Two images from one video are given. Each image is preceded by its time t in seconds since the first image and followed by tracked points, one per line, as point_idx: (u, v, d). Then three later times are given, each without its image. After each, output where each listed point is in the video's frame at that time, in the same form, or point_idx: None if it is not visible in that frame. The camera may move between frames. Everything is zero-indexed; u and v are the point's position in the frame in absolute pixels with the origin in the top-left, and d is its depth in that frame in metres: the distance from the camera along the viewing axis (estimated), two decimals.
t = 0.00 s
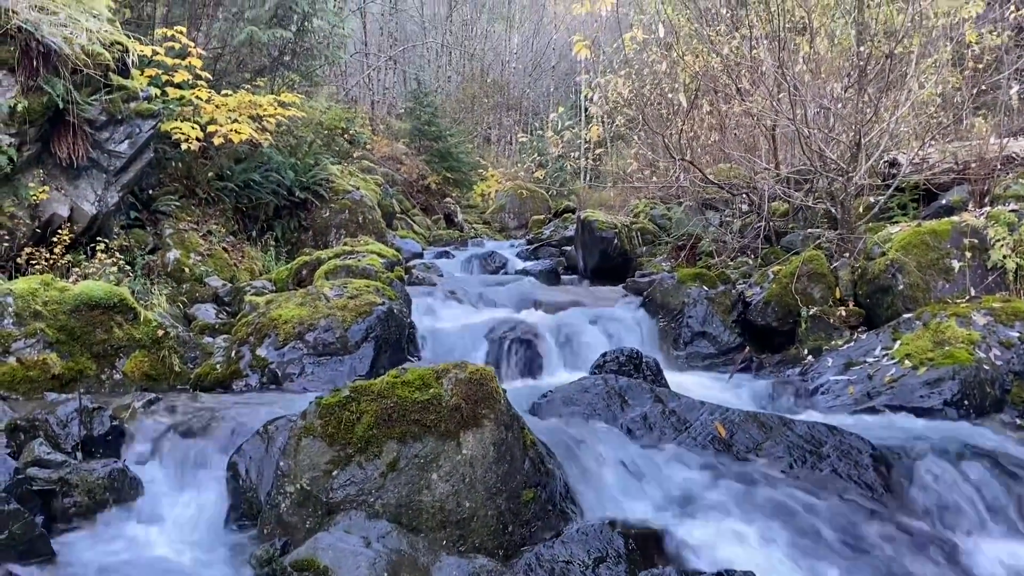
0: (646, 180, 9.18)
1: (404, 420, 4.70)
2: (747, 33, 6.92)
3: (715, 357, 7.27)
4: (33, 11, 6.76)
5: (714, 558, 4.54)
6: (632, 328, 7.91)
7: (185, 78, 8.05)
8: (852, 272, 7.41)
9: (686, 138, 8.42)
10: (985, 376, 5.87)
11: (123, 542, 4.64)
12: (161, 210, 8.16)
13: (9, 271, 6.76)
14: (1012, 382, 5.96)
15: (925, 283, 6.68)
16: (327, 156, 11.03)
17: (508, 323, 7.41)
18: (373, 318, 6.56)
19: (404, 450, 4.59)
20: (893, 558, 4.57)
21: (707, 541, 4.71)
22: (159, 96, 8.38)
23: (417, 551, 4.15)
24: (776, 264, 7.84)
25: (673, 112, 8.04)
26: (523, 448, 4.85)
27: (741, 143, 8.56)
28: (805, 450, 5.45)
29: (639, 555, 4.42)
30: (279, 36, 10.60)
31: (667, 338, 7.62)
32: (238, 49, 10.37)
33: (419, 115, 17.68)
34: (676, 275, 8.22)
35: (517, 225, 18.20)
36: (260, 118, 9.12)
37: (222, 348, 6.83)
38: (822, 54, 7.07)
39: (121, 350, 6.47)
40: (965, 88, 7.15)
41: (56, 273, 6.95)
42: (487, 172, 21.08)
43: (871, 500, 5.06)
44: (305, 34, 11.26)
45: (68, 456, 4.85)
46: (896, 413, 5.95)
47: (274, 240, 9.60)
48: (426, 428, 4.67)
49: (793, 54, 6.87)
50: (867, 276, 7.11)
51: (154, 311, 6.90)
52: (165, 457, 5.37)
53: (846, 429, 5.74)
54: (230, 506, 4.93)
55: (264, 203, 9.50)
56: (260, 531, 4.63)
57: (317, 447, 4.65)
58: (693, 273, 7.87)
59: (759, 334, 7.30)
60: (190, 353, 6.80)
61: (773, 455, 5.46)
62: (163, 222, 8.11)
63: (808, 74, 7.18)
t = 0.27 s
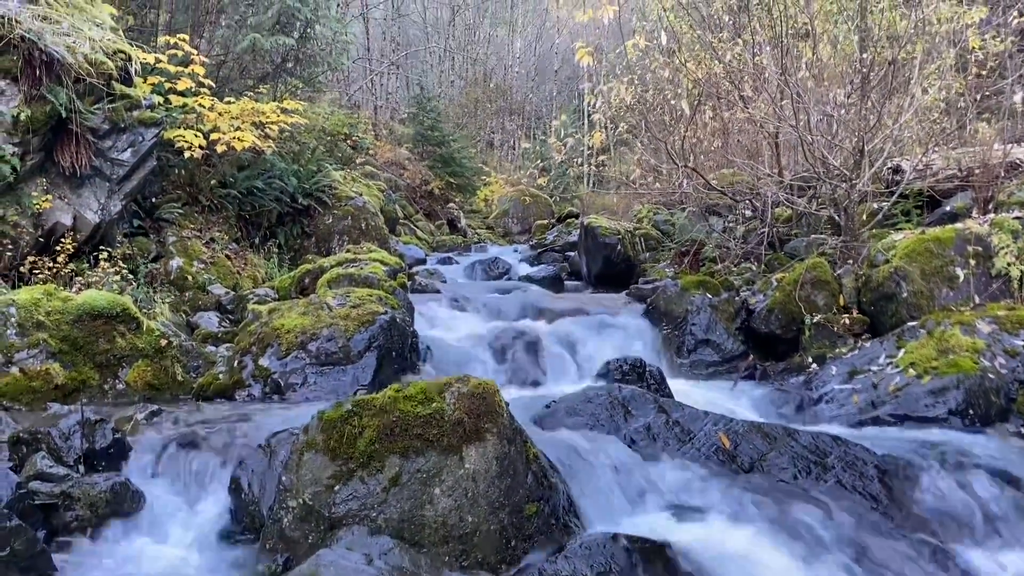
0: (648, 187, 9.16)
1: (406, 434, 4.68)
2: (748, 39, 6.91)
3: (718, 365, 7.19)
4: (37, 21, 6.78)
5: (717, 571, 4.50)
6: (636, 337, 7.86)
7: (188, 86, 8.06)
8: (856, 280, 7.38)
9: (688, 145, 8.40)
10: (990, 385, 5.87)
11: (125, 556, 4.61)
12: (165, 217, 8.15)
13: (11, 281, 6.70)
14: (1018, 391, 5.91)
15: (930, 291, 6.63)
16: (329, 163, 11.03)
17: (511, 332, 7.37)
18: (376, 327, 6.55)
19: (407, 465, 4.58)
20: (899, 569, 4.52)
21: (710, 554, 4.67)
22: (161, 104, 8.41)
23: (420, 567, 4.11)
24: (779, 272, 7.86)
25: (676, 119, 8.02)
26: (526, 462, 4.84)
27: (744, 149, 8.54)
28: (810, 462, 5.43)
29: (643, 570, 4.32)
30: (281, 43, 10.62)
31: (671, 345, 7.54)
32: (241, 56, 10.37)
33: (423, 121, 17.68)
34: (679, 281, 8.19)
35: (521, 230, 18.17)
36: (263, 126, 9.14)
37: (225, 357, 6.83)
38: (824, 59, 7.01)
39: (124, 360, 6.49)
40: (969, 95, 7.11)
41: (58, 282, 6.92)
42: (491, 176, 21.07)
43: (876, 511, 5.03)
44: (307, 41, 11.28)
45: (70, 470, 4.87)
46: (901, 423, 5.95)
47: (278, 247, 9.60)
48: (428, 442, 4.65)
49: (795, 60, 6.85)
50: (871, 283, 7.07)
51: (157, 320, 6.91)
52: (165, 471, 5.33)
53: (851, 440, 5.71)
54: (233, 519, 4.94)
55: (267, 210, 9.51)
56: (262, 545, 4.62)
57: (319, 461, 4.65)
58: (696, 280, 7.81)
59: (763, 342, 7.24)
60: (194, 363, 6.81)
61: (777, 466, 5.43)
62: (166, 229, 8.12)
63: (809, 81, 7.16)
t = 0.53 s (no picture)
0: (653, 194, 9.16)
1: (411, 453, 4.69)
2: (754, 47, 6.87)
3: (722, 374, 7.19)
4: (42, 31, 6.57)
5: None
6: (640, 348, 7.82)
7: (192, 92, 7.94)
8: (860, 288, 7.38)
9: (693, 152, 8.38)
10: (994, 396, 5.85)
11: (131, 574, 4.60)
12: (169, 225, 8.12)
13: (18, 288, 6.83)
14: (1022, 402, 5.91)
15: (934, 300, 6.65)
16: (334, 168, 11.04)
17: (514, 342, 7.34)
18: (381, 338, 6.57)
19: (411, 484, 4.57)
20: None
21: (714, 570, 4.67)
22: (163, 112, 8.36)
23: None
24: (783, 281, 7.84)
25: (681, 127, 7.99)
26: (530, 480, 4.83)
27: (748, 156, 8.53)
28: (815, 475, 5.42)
29: None
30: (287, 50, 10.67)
31: (675, 353, 7.52)
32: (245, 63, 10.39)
33: (425, 125, 17.68)
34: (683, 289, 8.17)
35: (524, 234, 18.16)
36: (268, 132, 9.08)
37: (230, 367, 6.81)
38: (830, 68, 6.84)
39: (129, 370, 6.49)
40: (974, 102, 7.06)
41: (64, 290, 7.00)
42: (494, 180, 21.08)
43: (881, 524, 5.02)
44: (311, 47, 11.23)
45: (76, 487, 4.89)
46: (905, 434, 5.91)
47: (282, 253, 9.60)
48: (433, 461, 4.64)
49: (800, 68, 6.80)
50: (875, 292, 7.04)
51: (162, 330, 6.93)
52: (171, 486, 5.32)
53: (855, 452, 5.71)
54: (238, 536, 4.93)
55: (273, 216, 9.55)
56: (268, 564, 4.62)
57: (325, 480, 4.66)
58: (700, 289, 7.79)
59: (767, 351, 7.20)
60: (199, 373, 6.82)
61: (782, 480, 5.42)
62: (171, 236, 8.12)
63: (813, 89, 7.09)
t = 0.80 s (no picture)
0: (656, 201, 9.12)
1: (415, 478, 4.65)
2: (757, 57, 6.81)
3: (726, 386, 7.13)
4: (46, 43, 6.70)
5: None
6: (642, 356, 7.78)
7: (195, 101, 7.87)
8: (864, 299, 7.31)
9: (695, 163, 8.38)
10: (1000, 411, 5.79)
11: None
12: (172, 234, 8.11)
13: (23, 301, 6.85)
14: None
15: (939, 312, 6.59)
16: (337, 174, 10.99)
17: (517, 355, 7.32)
18: (384, 352, 6.53)
19: (415, 509, 4.53)
20: None
21: None
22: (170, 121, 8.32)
23: None
24: (788, 291, 7.74)
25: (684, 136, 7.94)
26: (535, 503, 4.78)
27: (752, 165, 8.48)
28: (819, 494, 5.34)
29: None
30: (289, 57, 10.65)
31: (679, 364, 7.44)
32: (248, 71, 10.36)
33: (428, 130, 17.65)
34: (686, 300, 8.10)
35: (527, 237, 18.09)
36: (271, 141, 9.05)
37: (233, 380, 6.76)
38: (832, 74, 6.87)
39: (133, 385, 6.49)
40: (977, 110, 7.08)
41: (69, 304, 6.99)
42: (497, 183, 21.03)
43: (886, 544, 4.96)
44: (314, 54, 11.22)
45: (82, 510, 4.86)
46: (909, 450, 5.87)
47: (285, 260, 9.57)
48: (437, 486, 4.62)
49: (802, 75, 6.76)
50: (879, 304, 7.00)
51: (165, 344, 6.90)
52: (176, 508, 5.29)
53: (860, 470, 5.66)
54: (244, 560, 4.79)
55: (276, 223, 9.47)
56: None
57: (327, 505, 4.58)
58: (704, 299, 7.72)
59: (771, 362, 7.17)
60: (203, 386, 6.75)
61: (786, 498, 5.35)
62: (175, 246, 8.11)
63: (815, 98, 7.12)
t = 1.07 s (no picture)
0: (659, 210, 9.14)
1: (419, 507, 4.64)
2: (760, 68, 6.83)
3: (730, 399, 7.18)
4: (50, 58, 6.74)
5: None
6: (645, 368, 7.80)
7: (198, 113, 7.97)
8: (867, 311, 7.30)
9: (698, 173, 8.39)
10: (1004, 427, 5.72)
11: None
12: (177, 245, 8.19)
13: (27, 315, 6.81)
14: None
15: (942, 326, 6.60)
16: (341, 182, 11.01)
17: (521, 368, 7.34)
18: (388, 367, 6.51)
19: (419, 538, 4.51)
20: None
21: None
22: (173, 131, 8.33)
23: None
24: (792, 302, 7.75)
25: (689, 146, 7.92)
26: (538, 530, 4.76)
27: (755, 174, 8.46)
28: (822, 514, 5.24)
29: None
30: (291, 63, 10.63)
31: (682, 377, 7.48)
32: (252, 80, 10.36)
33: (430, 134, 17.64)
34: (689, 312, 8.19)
35: (531, 242, 18.05)
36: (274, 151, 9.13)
37: (238, 395, 6.74)
38: (835, 84, 6.84)
39: (138, 401, 6.46)
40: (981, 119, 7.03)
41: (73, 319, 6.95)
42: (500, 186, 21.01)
43: (889, 566, 4.84)
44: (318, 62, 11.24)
45: (88, 535, 4.80)
46: (912, 466, 5.83)
47: (288, 269, 9.59)
48: (440, 515, 4.60)
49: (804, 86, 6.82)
50: (883, 317, 7.00)
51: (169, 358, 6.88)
52: (180, 532, 5.18)
53: (863, 489, 5.60)
54: None
55: (280, 232, 9.55)
56: None
57: (332, 534, 4.54)
58: (707, 311, 7.81)
59: (775, 375, 7.18)
60: (207, 402, 6.74)
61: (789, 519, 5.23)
62: (180, 257, 8.13)
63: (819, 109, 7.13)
